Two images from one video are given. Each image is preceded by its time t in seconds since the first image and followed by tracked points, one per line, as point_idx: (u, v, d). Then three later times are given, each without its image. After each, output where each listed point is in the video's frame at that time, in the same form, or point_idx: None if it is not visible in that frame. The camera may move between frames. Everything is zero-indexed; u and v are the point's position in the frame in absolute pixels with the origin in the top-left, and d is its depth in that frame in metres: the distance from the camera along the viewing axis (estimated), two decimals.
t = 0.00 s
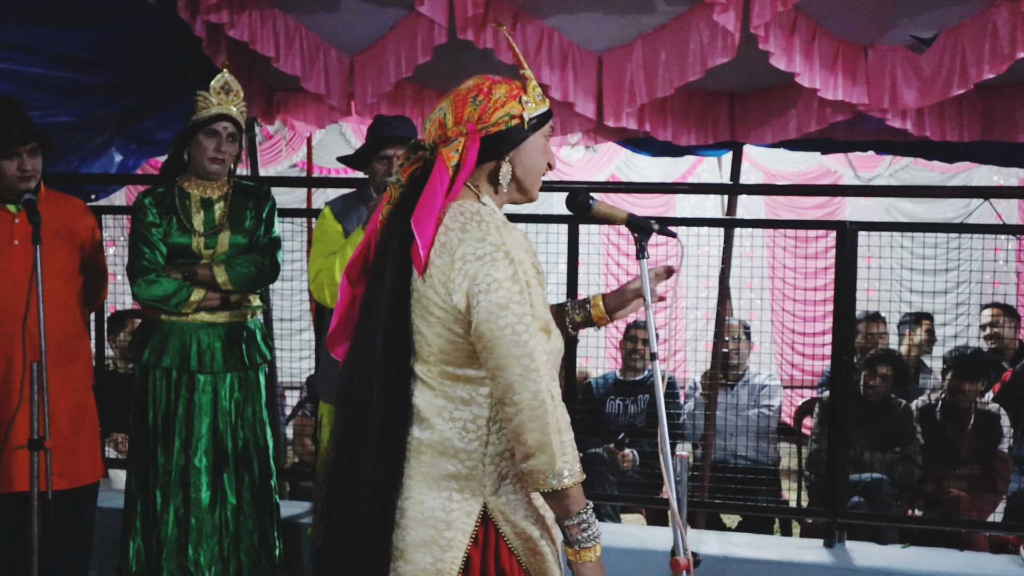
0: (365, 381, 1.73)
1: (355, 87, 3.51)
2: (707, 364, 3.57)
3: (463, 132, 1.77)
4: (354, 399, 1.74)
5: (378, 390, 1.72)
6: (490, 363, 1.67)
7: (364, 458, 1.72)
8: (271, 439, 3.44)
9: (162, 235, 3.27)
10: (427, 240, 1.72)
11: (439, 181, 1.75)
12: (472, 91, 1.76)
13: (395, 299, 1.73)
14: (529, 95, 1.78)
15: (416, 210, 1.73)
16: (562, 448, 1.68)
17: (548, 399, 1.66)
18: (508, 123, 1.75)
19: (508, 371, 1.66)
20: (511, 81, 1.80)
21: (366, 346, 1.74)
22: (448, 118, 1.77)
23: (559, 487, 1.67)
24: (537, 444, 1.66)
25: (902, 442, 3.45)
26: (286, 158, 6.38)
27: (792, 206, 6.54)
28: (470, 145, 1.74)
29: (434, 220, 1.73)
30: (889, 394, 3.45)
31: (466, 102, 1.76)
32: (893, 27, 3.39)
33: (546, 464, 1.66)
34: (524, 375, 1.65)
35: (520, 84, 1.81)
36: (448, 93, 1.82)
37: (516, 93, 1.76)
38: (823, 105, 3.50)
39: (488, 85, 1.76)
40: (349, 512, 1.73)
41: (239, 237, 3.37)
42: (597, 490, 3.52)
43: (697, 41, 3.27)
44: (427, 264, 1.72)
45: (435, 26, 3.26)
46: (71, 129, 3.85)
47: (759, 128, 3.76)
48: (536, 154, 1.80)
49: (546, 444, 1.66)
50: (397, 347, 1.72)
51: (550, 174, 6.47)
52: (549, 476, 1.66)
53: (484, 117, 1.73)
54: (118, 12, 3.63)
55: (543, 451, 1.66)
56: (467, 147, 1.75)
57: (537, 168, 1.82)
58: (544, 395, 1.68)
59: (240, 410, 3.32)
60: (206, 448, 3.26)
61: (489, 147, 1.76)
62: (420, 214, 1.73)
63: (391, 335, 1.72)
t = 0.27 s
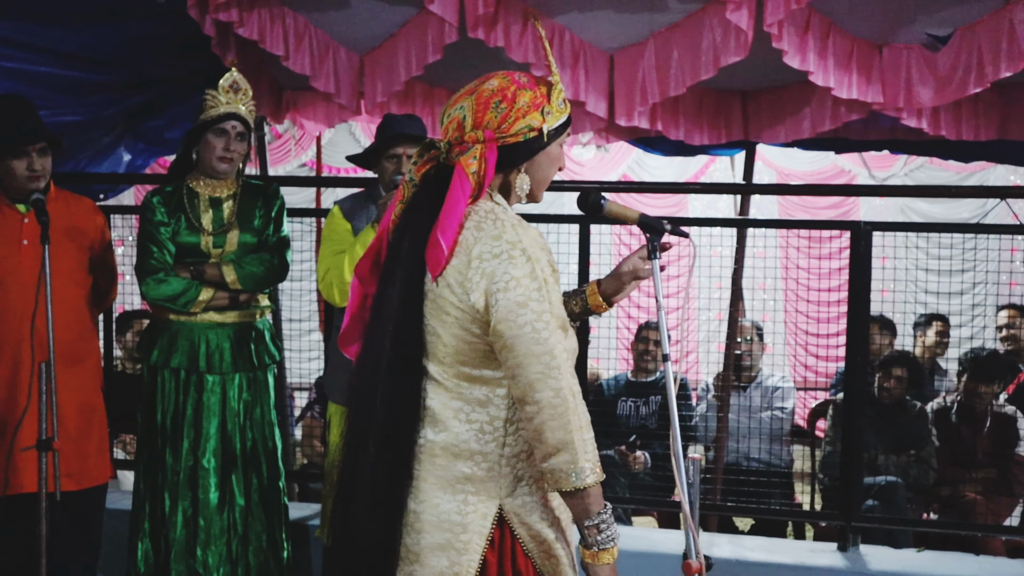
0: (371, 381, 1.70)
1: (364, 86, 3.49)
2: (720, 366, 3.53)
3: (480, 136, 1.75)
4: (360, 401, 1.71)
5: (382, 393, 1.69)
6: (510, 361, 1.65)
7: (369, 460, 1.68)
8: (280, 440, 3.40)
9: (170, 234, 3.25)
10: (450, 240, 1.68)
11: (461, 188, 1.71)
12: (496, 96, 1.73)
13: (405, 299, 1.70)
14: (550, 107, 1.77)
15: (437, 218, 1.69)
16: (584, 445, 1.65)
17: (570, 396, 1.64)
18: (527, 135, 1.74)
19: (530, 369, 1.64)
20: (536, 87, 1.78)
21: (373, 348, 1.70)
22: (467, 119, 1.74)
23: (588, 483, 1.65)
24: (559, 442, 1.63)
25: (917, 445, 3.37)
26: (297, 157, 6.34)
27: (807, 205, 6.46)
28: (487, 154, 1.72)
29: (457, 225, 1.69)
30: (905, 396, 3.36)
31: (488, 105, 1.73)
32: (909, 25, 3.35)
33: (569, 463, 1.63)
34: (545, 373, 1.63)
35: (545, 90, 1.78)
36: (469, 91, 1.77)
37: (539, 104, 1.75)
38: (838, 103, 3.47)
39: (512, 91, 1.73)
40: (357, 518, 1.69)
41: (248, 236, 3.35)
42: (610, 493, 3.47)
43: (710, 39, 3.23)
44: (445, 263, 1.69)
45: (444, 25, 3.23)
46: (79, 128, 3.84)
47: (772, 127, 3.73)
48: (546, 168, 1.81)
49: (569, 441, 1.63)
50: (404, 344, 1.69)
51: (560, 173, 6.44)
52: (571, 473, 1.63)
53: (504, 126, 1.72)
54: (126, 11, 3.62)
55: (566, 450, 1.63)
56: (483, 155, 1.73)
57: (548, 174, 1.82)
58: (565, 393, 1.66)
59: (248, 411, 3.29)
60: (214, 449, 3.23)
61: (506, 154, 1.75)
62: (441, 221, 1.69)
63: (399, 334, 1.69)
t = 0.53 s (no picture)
0: (392, 387, 1.69)
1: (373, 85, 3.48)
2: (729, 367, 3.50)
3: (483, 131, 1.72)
4: (380, 406, 1.70)
5: (407, 398, 1.68)
6: (544, 364, 1.64)
7: (391, 465, 1.67)
8: (287, 441, 3.38)
9: (177, 233, 3.23)
10: (474, 242, 1.66)
11: (473, 186, 1.66)
12: (490, 87, 1.72)
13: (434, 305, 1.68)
14: (546, 90, 1.76)
15: (457, 218, 1.65)
16: (611, 448, 1.67)
17: (601, 400, 1.65)
18: (529, 119, 1.72)
19: (564, 373, 1.64)
20: (528, 75, 1.77)
21: (396, 352, 1.69)
22: (467, 116, 1.73)
23: (608, 486, 1.66)
24: (591, 446, 1.65)
25: (929, 447, 3.35)
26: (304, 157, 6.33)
27: (816, 206, 6.51)
28: (492, 143, 1.68)
29: (478, 225, 1.66)
30: (915, 398, 3.34)
31: (484, 98, 1.72)
32: (921, 24, 3.31)
33: (598, 466, 1.65)
34: (579, 377, 1.64)
35: (538, 75, 1.78)
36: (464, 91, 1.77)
37: (534, 87, 1.74)
38: (848, 103, 3.44)
39: (507, 80, 1.73)
40: (376, 527, 1.68)
41: (255, 235, 3.33)
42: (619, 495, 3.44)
43: (720, 37, 3.21)
44: (475, 267, 1.67)
45: (453, 24, 3.21)
46: (86, 128, 3.82)
47: (782, 126, 3.71)
48: (554, 153, 1.78)
49: (600, 445, 1.65)
50: (427, 348, 1.68)
51: (569, 173, 6.42)
52: (600, 476, 1.65)
53: (504, 113, 1.70)
54: (134, 10, 3.61)
55: (597, 453, 1.64)
56: (490, 144, 1.69)
57: (555, 163, 1.80)
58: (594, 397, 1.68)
59: (255, 411, 3.27)
60: (221, 449, 3.21)
61: (510, 145, 1.73)
62: (462, 223, 1.65)
63: (424, 342, 1.68)
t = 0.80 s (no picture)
0: (438, 398, 1.68)
1: (383, 85, 3.46)
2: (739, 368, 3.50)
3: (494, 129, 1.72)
4: (421, 410, 1.70)
5: (449, 403, 1.67)
6: (577, 370, 1.67)
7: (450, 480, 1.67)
8: (296, 441, 3.38)
9: (187, 233, 3.23)
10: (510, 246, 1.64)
11: (501, 188, 1.66)
12: (495, 85, 1.71)
13: (475, 309, 1.66)
14: (550, 82, 1.76)
15: (491, 221, 1.63)
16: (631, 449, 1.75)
17: (626, 404, 1.71)
18: (537, 111, 1.73)
19: (597, 378, 1.68)
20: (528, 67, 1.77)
21: (440, 360, 1.68)
22: (477, 117, 1.71)
23: (625, 483, 1.74)
24: (621, 447, 1.71)
25: (939, 449, 3.32)
26: (313, 157, 6.33)
27: (827, 206, 6.52)
28: (508, 140, 1.69)
29: (512, 230, 1.64)
30: (926, 399, 3.34)
31: (490, 97, 1.72)
32: (932, 23, 3.31)
33: (624, 464, 1.72)
34: (613, 380, 1.69)
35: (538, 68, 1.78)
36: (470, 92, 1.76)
37: (538, 79, 1.74)
38: (859, 103, 3.43)
39: (510, 76, 1.73)
40: (422, 536, 1.68)
41: (265, 235, 3.32)
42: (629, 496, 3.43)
43: (730, 37, 3.20)
44: (512, 271, 1.65)
45: (463, 24, 3.21)
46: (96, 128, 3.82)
47: (794, 126, 3.68)
48: (564, 143, 1.78)
49: (628, 445, 1.71)
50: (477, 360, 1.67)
51: (579, 172, 6.42)
52: (624, 475, 1.73)
53: (513, 108, 1.70)
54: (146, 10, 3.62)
55: (623, 454, 1.72)
56: (506, 143, 1.69)
57: (564, 154, 1.81)
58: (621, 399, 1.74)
59: (265, 412, 3.27)
60: (231, 449, 3.21)
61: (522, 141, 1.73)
62: (496, 225, 1.63)
63: (471, 354, 1.67)
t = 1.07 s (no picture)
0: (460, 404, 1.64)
1: (389, 86, 3.42)
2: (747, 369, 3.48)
3: (503, 133, 1.69)
4: (446, 411, 1.65)
5: (471, 404, 1.64)
6: (593, 370, 1.67)
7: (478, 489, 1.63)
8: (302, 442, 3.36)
9: (193, 233, 3.22)
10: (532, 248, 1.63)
11: (516, 195, 1.64)
12: (504, 87, 1.67)
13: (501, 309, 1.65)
14: (559, 82, 1.73)
15: (509, 227, 1.62)
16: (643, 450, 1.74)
17: (642, 403, 1.71)
18: (546, 115, 1.69)
19: (615, 378, 1.68)
20: (539, 66, 1.73)
21: (468, 359, 1.64)
22: (485, 120, 1.69)
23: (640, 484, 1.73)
24: (638, 446, 1.71)
25: (950, 450, 3.32)
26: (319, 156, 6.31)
27: (836, 206, 6.50)
28: (517, 145, 1.65)
29: (531, 233, 1.63)
30: (936, 400, 3.33)
31: (499, 99, 1.68)
32: (942, 22, 3.28)
33: (639, 463, 1.72)
34: (631, 379, 1.69)
35: (548, 66, 1.73)
36: (478, 93, 1.73)
37: (548, 80, 1.70)
38: (869, 102, 3.41)
39: (520, 78, 1.69)
40: (451, 548, 1.63)
41: (270, 235, 3.31)
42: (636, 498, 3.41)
43: (738, 36, 3.18)
44: (534, 273, 1.64)
45: (470, 23, 3.20)
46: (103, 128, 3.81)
47: (803, 126, 3.66)
48: (574, 144, 1.77)
49: (645, 444, 1.71)
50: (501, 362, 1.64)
51: (587, 172, 6.39)
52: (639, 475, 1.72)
53: (522, 112, 1.67)
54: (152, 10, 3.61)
55: (638, 454, 1.71)
56: (514, 148, 1.66)
57: (571, 156, 1.78)
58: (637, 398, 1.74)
59: (270, 412, 3.25)
60: (237, 450, 3.20)
61: (531, 145, 1.70)
62: (515, 231, 1.62)
63: (497, 356, 1.64)
